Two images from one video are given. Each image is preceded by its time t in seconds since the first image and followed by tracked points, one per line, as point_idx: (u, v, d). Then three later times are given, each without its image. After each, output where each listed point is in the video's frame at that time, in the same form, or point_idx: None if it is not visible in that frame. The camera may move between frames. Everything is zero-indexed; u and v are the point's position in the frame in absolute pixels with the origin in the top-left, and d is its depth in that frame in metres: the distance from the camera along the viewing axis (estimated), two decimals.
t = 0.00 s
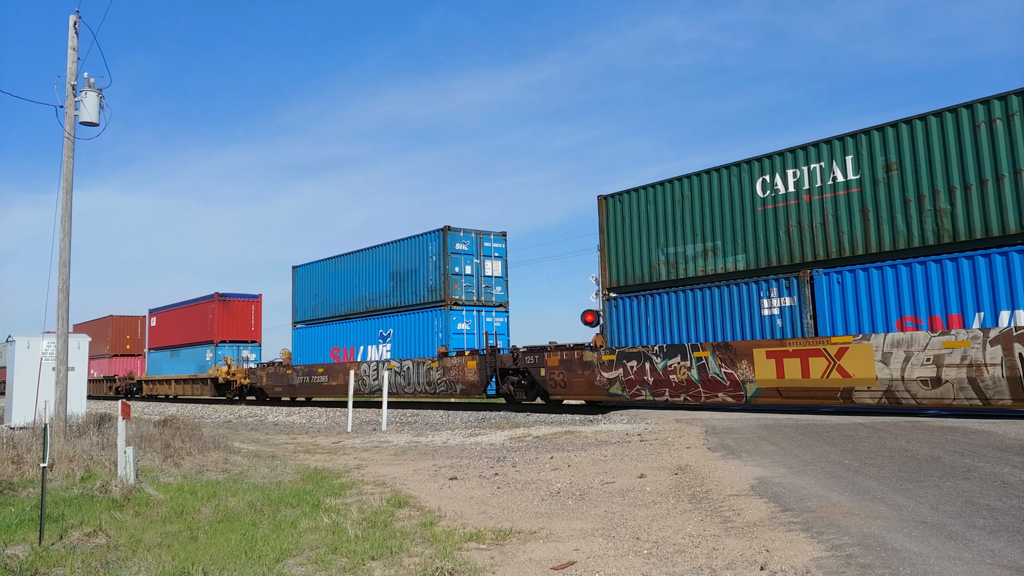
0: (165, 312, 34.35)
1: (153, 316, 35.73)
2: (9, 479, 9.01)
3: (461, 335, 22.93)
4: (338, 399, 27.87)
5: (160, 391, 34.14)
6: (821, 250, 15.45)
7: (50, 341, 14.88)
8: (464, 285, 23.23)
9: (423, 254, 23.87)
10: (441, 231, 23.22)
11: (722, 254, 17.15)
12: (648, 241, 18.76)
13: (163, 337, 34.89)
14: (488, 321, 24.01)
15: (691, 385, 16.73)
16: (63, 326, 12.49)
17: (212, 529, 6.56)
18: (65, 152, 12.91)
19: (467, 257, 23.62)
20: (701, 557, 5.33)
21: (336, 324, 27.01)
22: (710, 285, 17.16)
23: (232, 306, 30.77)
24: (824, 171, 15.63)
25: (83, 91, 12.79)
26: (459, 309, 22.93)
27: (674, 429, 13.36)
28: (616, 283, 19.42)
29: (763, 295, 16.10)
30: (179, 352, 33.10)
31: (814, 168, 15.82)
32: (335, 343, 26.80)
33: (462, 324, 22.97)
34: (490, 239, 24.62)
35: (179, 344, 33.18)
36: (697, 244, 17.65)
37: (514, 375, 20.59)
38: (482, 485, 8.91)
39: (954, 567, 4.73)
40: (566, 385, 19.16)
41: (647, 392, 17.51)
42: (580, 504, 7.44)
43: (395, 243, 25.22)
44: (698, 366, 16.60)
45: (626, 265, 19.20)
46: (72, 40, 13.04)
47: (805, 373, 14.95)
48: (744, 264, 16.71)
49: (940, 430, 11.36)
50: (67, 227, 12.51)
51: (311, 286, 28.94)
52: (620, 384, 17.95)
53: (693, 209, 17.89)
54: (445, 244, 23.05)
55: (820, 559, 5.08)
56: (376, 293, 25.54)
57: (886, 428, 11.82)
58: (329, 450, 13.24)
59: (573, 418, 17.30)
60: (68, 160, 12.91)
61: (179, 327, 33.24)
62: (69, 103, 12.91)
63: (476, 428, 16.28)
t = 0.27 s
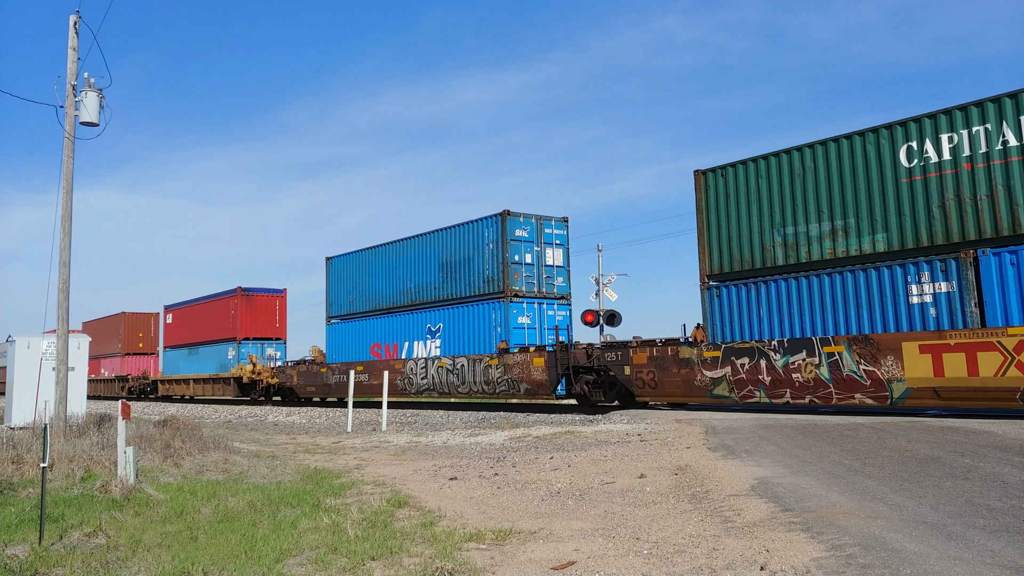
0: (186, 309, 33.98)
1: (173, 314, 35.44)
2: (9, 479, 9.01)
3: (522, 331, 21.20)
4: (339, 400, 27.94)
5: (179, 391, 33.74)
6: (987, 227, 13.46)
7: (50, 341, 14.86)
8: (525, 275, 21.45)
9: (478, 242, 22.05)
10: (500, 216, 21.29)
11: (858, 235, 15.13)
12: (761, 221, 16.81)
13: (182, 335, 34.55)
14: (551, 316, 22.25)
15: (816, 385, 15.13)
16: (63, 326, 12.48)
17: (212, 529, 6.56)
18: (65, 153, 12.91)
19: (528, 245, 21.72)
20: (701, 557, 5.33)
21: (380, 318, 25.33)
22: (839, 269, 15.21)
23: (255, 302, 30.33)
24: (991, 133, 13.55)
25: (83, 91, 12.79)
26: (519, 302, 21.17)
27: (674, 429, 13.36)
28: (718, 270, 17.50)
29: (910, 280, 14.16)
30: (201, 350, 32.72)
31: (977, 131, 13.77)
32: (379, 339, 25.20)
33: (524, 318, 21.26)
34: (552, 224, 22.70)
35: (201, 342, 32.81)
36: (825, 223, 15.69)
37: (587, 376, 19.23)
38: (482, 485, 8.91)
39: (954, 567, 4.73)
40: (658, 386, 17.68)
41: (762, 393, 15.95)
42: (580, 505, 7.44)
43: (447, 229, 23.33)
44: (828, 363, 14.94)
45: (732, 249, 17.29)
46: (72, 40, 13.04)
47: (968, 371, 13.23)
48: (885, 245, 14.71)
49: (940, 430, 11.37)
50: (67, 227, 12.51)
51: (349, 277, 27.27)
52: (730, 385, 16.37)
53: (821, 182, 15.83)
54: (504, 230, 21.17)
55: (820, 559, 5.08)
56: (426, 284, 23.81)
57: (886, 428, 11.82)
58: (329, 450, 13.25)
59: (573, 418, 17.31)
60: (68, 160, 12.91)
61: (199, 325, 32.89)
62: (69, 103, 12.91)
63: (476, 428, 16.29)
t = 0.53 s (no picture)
0: (207, 304, 33.00)
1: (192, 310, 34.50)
2: (9, 479, 9.01)
3: (596, 324, 20.03)
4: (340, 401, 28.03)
5: (199, 390, 32.93)
6: None
7: (50, 341, 14.86)
8: (598, 263, 20.32)
9: (544, 227, 20.96)
10: (570, 198, 20.24)
11: None
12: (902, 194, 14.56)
13: (201, 332, 33.59)
14: (625, 308, 21.07)
15: (986, 386, 13.15)
16: (63, 326, 12.48)
17: (212, 529, 6.56)
18: (65, 152, 12.91)
19: (599, 229, 20.62)
20: (701, 557, 5.32)
21: (429, 312, 24.28)
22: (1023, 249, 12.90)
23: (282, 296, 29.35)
24: None
25: (83, 91, 12.79)
26: (592, 292, 20.03)
27: (674, 429, 13.36)
28: (850, 253, 15.30)
29: None
30: (224, 348, 31.76)
31: None
32: (426, 334, 24.07)
33: (597, 311, 20.07)
34: (624, 208, 21.56)
35: (223, 339, 31.85)
36: (993, 195, 13.38)
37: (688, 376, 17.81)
38: (482, 484, 8.91)
39: (954, 567, 4.72)
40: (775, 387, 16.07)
41: (913, 395, 14.06)
42: (580, 504, 7.44)
43: (508, 214, 22.22)
44: (1005, 360, 12.84)
45: (867, 228, 15.07)
46: (72, 40, 13.04)
47: None
48: None
49: (940, 430, 11.37)
50: (67, 227, 12.51)
51: (393, 268, 26.20)
52: (875, 386, 14.51)
53: (988, 145, 13.48)
54: (575, 214, 20.08)
55: (820, 559, 5.08)
56: (482, 274, 22.70)
57: (886, 428, 11.82)
58: (329, 450, 13.24)
59: (573, 418, 17.32)
60: (69, 160, 12.91)
61: (221, 322, 31.91)
62: (69, 103, 12.91)
63: (476, 428, 16.29)
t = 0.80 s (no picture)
0: (232, 299, 31.64)
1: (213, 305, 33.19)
2: (9, 479, 9.00)
3: (690, 316, 18.05)
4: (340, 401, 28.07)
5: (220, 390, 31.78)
6: None
7: (50, 341, 14.87)
8: (691, 248, 18.33)
9: (628, 209, 19.07)
10: (659, 174, 18.33)
11: None
12: None
13: (225, 329, 32.23)
14: (720, 299, 18.98)
15: None
16: (63, 325, 12.48)
17: (212, 529, 6.56)
18: (65, 152, 12.91)
19: (691, 210, 18.61)
20: (701, 557, 5.32)
21: (487, 303, 22.50)
22: None
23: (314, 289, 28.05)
24: None
25: (83, 91, 12.78)
26: (686, 280, 18.03)
27: (674, 429, 13.36)
28: None
29: None
30: (250, 345, 30.35)
31: None
32: (483, 329, 22.40)
33: (691, 301, 18.09)
34: (717, 186, 19.53)
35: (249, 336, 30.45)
36: None
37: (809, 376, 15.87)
38: (482, 485, 8.90)
39: (954, 567, 4.72)
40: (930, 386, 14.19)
41: None
42: (580, 505, 7.43)
43: (581, 194, 20.43)
44: None
45: None
46: (72, 40, 13.04)
47: None
48: None
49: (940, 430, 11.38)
50: (68, 227, 12.51)
51: (445, 258, 24.49)
52: None
53: None
54: (666, 191, 18.13)
55: (820, 559, 5.08)
56: (549, 261, 20.92)
57: (886, 428, 11.82)
58: (329, 450, 13.23)
59: (573, 418, 17.34)
60: (69, 160, 12.92)
61: (246, 318, 30.54)
62: (69, 103, 12.91)
63: (476, 428, 16.30)
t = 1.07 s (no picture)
0: (254, 293, 29.53)
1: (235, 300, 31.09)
2: (9, 479, 9.00)
3: (812, 307, 15.73)
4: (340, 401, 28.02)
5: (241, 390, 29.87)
6: None
7: (50, 341, 14.88)
8: (811, 229, 16.09)
9: (734, 183, 16.85)
10: (773, 143, 16.11)
11: None
12: None
13: (247, 325, 30.15)
14: (841, 287, 16.64)
15: None
16: (63, 326, 12.48)
17: (212, 529, 6.56)
18: (65, 152, 12.91)
19: (810, 185, 16.32)
20: (701, 557, 5.32)
21: (557, 294, 20.35)
22: None
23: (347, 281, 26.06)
24: None
25: (83, 91, 12.78)
26: (806, 265, 15.79)
27: (674, 429, 13.34)
28: None
29: None
30: (277, 342, 28.25)
31: None
32: (550, 323, 20.27)
33: (811, 290, 15.77)
34: (834, 158, 17.22)
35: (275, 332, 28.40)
36: None
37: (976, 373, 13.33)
38: (482, 485, 8.90)
39: (954, 567, 4.72)
40: None
41: None
42: (580, 505, 7.43)
43: (671, 170, 18.25)
44: None
45: None
46: (72, 40, 13.03)
47: None
48: None
49: (941, 430, 11.37)
50: (67, 227, 12.50)
51: (506, 243, 22.37)
52: None
53: None
54: (782, 163, 15.89)
55: (820, 559, 5.07)
56: (631, 247, 18.81)
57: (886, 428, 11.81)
58: (329, 450, 13.21)
59: (573, 418, 17.31)
60: (69, 160, 12.91)
61: (272, 313, 28.48)
62: (69, 103, 12.91)
63: (475, 428, 16.29)
